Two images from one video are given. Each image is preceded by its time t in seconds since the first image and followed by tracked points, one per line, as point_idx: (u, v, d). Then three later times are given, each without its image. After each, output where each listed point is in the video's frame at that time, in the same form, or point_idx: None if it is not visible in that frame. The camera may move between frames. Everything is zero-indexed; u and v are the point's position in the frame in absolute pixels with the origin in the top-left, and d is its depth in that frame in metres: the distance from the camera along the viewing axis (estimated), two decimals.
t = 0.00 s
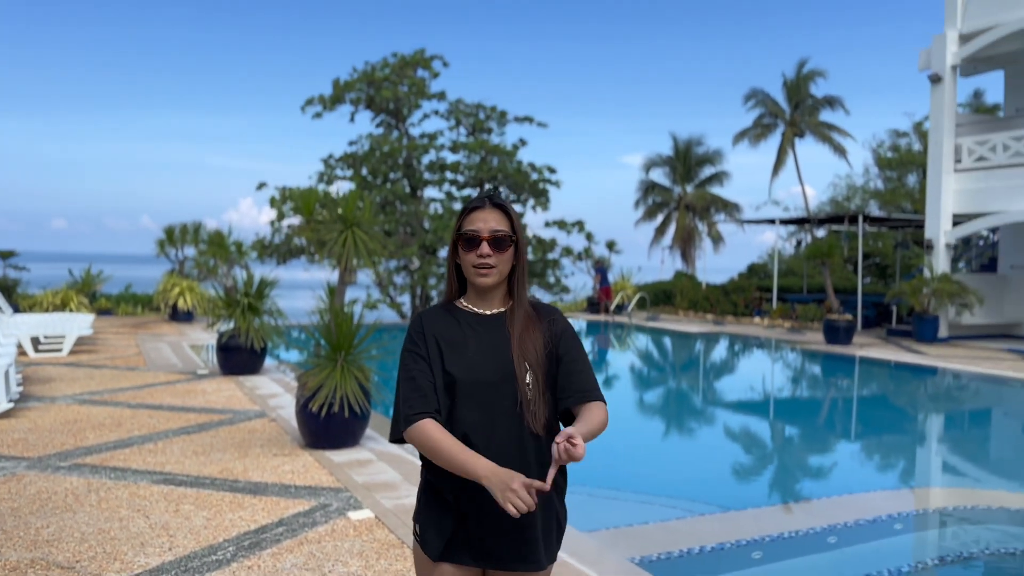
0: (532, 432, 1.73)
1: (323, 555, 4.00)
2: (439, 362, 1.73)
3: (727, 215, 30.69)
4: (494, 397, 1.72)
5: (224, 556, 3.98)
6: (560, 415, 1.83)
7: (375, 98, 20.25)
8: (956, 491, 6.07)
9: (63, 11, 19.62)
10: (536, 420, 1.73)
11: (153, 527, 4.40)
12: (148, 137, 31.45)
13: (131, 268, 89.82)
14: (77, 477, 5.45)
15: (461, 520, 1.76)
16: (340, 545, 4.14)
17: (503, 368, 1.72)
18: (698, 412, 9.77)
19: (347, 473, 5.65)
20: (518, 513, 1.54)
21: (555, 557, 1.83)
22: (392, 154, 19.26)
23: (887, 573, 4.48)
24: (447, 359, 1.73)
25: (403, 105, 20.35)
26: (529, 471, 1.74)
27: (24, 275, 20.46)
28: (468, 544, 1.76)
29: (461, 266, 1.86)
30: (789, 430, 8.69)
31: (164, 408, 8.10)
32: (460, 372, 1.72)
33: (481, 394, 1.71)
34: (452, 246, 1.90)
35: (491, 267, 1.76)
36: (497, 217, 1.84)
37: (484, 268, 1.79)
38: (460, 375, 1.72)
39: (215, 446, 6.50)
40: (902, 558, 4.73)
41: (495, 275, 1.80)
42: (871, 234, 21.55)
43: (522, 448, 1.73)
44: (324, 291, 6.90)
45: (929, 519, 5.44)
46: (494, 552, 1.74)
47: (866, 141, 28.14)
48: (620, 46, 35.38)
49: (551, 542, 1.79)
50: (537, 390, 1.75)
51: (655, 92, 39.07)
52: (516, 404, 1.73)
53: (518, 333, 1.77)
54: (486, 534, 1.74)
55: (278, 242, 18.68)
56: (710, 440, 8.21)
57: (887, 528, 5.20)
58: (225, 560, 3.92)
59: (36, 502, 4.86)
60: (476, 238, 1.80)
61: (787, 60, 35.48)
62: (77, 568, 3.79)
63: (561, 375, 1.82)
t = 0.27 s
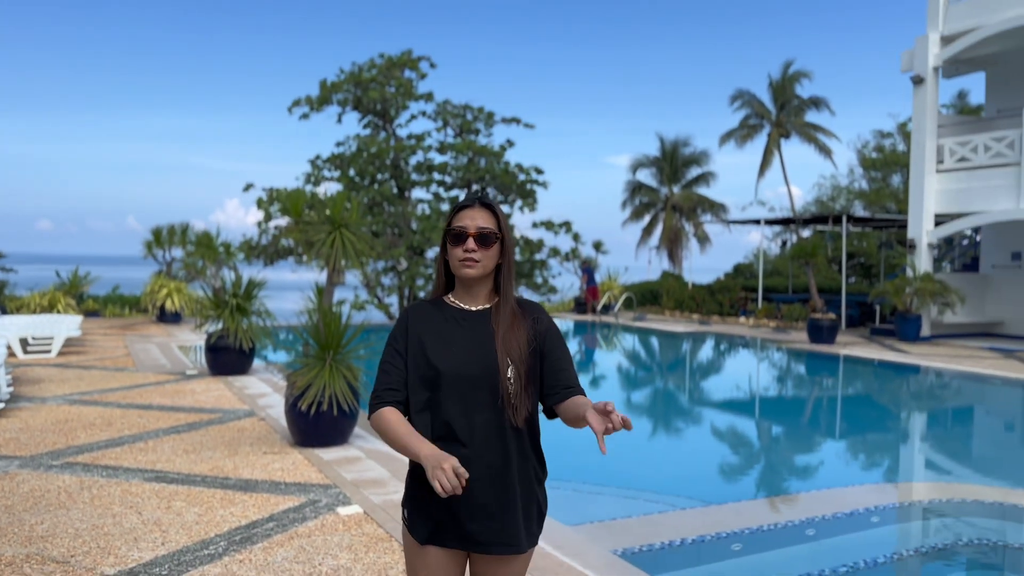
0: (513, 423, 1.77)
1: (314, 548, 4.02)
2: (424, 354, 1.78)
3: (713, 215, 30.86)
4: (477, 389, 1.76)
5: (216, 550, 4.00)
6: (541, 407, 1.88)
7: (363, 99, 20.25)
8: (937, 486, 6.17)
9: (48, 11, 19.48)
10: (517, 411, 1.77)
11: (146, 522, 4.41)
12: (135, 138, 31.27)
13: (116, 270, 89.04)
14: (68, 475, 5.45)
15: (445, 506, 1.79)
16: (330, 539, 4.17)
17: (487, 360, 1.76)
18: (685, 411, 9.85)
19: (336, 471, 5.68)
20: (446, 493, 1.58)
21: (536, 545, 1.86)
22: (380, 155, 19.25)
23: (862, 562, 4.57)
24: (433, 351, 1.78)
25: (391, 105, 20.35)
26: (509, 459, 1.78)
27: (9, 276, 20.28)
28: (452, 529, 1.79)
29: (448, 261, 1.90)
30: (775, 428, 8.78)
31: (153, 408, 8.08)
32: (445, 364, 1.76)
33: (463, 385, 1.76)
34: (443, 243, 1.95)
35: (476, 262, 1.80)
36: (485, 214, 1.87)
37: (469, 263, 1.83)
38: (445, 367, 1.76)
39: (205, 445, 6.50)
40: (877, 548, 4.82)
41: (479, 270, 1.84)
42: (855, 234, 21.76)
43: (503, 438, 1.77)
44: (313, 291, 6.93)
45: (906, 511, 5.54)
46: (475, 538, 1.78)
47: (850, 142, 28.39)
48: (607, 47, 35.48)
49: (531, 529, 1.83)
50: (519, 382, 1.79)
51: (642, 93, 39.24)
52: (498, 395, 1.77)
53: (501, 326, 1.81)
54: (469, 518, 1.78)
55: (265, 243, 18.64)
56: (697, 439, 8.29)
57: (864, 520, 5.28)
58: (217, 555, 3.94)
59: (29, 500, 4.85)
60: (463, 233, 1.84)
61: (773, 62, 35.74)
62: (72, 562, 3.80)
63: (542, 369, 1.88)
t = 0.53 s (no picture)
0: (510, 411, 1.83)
1: (311, 540, 4.05)
2: (425, 344, 1.85)
3: (700, 214, 31.02)
4: (475, 378, 1.82)
5: (216, 542, 4.02)
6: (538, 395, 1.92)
7: (351, 98, 20.22)
8: (921, 477, 6.27)
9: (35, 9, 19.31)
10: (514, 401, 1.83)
11: (145, 516, 4.42)
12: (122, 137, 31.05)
13: (102, 269, 88.30)
14: (66, 471, 5.43)
15: (445, 486, 1.85)
16: (327, 531, 4.19)
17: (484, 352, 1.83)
18: (674, 408, 9.93)
19: (331, 465, 5.70)
20: (493, 419, 1.61)
21: (534, 524, 1.92)
22: (368, 154, 19.23)
23: (844, 550, 4.66)
24: (433, 342, 1.85)
25: (379, 105, 20.32)
26: (507, 444, 1.84)
27: None
28: (452, 509, 1.85)
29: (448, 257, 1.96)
30: (762, 425, 8.87)
31: (147, 406, 8.06)
32: (445, 355, 1.83)
33: (463, 374, 1.83)
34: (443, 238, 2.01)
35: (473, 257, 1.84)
36: (484, 213, 1.92)
37: (466, 257, 1.87)
38: (446, 358, 1.83)
39: (200, 441, 6.50)
40: (859, 536, 4.92)
41: (477, 266, 1.89)
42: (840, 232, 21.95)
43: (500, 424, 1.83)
44: (306, 289, 6.94)
45: (888, 502, 5.64)
46: (474, 516, 1.84)
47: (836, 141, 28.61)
48: (595, 46, 35.55)
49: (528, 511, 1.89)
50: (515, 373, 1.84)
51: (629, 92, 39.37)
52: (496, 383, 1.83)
53: (498, 320, 1.86)
54: (468, 499, 1.84)
55: (255, 242, 18.57)
56: (686, 436, 8.36)
57: (846, 510, 5.36)
58: (217, 547, 3.96)
59: (28, 495, 4.85)
60: (463, 230, 1.90)
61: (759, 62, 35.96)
62: (74, 554, 3.82)
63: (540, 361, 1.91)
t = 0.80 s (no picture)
0: (520, 398, 1.86)
1: (313, 533, 4.07)
2: (437, 333, 1.89)
3: (690, 215, 31.15)
4: (485, 368, 1.85)
5: (219, 536, 4.03)
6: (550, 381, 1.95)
7: (342, 99, 20.20)
8: (909, 472, 6.36)
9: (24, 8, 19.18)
10: (524, 388, 1.86)
11: (147, 511, 4.42)
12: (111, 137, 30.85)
13: (88, 271, 87.61)
14: (66, 469, 5.41)
15: (456, 471, 1.88)
16: (328, 525, 4.21)
17: (494, 341, 1.86)
18: (664, 408, 9.98)
19: (330, 462, 5.70)
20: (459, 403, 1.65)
21: (541, 507, 1.95)
22: (359, 155, 19.22)
23: (836, 541, 4.74)
24: (445, 332, 1.89)
25: (370, 106, 20.30)
26: (516, 430, 1.86)
27: None
28: (462, 492, 1.87)
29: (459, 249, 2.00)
30: (751, 425, 8.93)
31: (143, 405, 8.01)
32: (457, 345, 1.87)
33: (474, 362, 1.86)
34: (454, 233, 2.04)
35: (485, 249, 1.88)
36: (494, 206, 1.96)
37: (477, 249, 1.92)
38: (457, 347, 1.87)
39: (198, 439, 6.47)
40: (850, 527, 5.00)
41: (488, 257, 1.93)
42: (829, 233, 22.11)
43: (510, 409, 1.86)
44: (303, 288, 6.95)
45: (877, 495, 5.72)
46: (484, 499, 1.86)
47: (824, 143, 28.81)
48: (585, 47, 35.65)
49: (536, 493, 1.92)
50: (526, 361, 1.87)
51: (619, 93, 39.50)
52: (506, 371, 1.86)
53: (508, 309, 1.90)
54: (477, 482, 1.86)
55: (246, 243, 18.53)
56: (676, 436, 8.39)
57: (837, 502, 5.48)
58: (220, 540, 3.97)
59: (29, 492, 4.83)
60: (474, 223, 1.93)
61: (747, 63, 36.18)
62: (79, 548, 3.83)
63: (550, 347, 1.94)
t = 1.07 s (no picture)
0: (525, 393, 1.95)
1: (313, 529, 4.15)
2: (444, 331, 2.00)
3: (679, 216, 31.27)
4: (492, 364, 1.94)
5: (221, 532, 4.10)
6: (551, 378, 2.03)
7: (332, 100, 20.17)
8: (897, 468, 6.45)
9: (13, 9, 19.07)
10: (528, 383, 1.94)
11: (149, 509, 4.48)
12: (100, 138, 30.65)
13: (76, 273, 86.96)
14: (66, 468, 5.44)
15: (464, 461, 1.96)
16: (328, 521, 4.29)
17: (498, 338, 1.95)
18: (654, 409, 10.03)
19: (328, 460, 5.72)
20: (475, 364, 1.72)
21: (544, 497, 2.03)
22: (349, 156, 19.21)
23: (826, 534, 4.82)
24: (453, 329, 1.99)
25: (360, 107, 20.27)
26: (520, 423, 1.95)
27: None
28: (470, 482, 1.96)
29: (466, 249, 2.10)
30: (740, 424, 9.01)
31: (139, 405, 8.00)
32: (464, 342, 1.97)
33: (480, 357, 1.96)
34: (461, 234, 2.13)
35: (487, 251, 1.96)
36: (498, 208, 2.04)
37: (482, 250, 2.01)
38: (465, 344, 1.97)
39: (195, 438, 6.47)
40: (840, 521, 5.08)
41: (492, 258, 2.02)
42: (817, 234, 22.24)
43: (515, 403, 1.94)
44: (299, 288, 6.97)
45: (866, 490, 5.81)
46: (489, 489, 1.95)
47: (811, 144, 29.00)
48: (575, 49, 35.75)
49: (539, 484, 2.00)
50: (530, 357, 1.96)
51: (608, 95, 39.63)
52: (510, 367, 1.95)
53: (512, 308, 2.00)
54: (484, 472, 1.95)
55: (235, 245, 18.46)
56: (666, 437, 8.45)
57: (827, 498, 5.57)
58: (223, 536, 4.04)
59: (31, 490, 4.88)
60: (478, 225, 2.03)
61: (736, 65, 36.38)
62: (83, 545, 3.89)
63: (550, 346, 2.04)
